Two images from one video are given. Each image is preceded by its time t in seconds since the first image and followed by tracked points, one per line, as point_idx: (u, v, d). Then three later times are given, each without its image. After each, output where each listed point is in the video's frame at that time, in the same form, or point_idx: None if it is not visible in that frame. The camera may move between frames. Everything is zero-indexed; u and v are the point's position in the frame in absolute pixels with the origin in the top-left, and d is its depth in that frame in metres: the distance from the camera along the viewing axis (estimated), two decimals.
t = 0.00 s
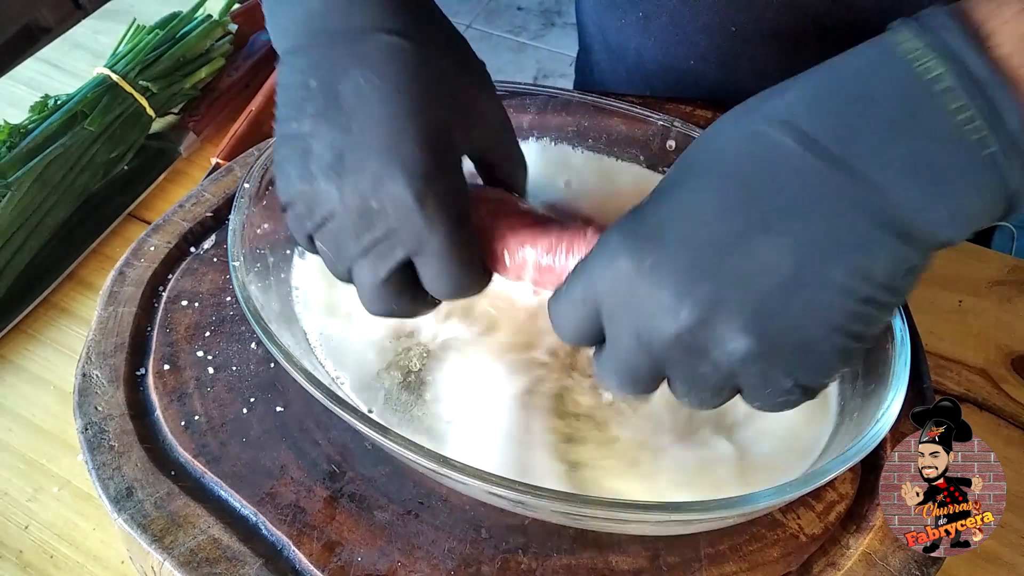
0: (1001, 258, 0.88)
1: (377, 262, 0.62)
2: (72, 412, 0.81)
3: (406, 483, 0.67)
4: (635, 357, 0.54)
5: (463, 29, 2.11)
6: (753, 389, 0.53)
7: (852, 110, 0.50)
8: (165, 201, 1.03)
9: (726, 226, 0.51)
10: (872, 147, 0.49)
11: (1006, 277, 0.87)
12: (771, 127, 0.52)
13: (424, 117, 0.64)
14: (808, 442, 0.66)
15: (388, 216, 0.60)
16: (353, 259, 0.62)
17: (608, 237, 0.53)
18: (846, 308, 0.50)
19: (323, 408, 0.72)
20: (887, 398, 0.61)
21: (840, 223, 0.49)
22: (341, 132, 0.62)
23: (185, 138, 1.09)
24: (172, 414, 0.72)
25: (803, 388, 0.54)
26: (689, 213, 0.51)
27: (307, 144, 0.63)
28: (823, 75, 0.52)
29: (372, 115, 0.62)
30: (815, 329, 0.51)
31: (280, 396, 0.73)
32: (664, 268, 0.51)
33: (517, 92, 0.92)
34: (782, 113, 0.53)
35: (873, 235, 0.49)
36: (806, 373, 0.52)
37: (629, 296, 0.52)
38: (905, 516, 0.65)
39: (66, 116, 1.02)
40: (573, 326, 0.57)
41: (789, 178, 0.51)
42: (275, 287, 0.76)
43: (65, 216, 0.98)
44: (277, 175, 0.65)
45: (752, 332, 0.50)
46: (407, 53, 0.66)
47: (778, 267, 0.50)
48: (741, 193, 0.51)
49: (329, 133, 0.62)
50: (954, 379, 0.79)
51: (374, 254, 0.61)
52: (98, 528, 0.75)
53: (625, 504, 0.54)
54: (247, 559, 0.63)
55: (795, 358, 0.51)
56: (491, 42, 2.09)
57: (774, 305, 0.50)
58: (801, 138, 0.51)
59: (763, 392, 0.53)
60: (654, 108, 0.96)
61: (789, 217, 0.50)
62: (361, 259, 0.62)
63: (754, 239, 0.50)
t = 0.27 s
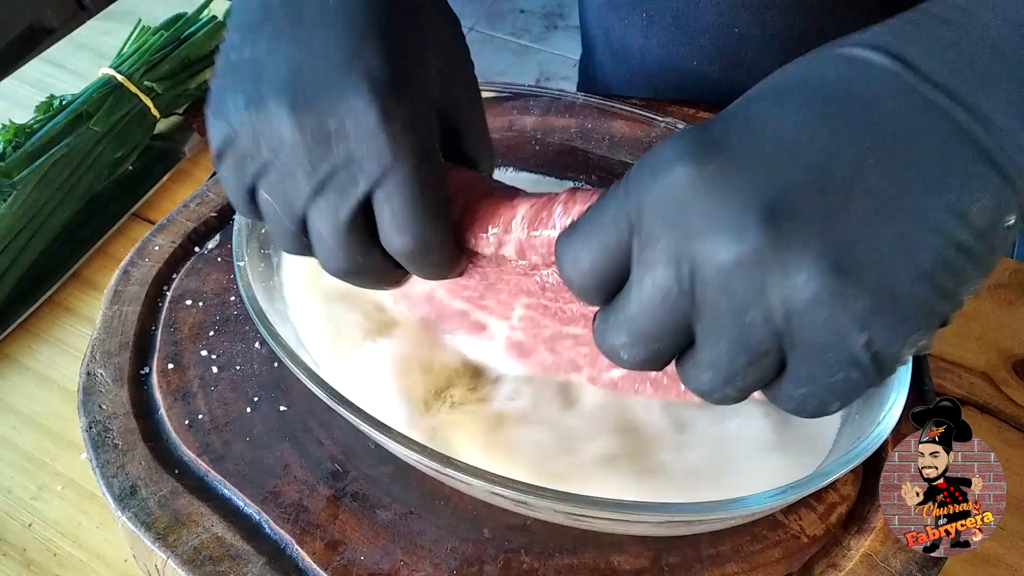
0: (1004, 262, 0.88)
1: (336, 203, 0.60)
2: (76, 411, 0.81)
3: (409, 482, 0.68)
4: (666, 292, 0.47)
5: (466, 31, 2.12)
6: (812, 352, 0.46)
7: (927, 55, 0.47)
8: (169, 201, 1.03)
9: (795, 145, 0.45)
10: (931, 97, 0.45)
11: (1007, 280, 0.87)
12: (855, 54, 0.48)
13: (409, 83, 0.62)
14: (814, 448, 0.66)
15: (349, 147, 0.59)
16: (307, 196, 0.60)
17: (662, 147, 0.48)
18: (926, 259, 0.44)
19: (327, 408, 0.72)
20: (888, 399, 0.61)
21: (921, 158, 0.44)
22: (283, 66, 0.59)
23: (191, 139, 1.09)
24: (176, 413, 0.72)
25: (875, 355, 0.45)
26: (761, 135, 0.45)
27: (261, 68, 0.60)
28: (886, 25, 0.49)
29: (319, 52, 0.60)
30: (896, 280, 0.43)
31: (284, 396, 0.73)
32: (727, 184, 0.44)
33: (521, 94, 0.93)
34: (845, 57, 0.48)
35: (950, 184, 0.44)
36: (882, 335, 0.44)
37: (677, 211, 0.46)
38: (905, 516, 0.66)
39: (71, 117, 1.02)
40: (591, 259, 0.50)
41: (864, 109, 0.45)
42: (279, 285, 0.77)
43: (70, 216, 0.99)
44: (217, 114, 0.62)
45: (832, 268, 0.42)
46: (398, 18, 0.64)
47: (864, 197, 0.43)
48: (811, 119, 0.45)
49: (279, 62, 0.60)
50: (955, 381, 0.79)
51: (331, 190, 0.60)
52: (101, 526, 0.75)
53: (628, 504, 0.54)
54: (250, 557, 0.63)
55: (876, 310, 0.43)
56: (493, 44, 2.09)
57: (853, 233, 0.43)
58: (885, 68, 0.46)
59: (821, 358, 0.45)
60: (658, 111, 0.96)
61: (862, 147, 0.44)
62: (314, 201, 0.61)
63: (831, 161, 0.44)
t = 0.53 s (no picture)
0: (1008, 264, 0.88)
1: (402, 190, 0.55)
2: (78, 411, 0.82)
3: (411, 482, 0.68)
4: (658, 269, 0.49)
5: (468, 32, 2.12)
6: (781, 322, 0.45)
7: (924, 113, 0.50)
8: (171, 201, 1.04)
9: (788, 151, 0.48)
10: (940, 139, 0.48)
11: (1009, 281, 0.87)
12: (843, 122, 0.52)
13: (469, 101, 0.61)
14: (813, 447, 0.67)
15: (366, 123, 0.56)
16: (370, 175, 0.55)
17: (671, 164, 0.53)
18: (902, 248, 0.44)
19: (328, 407, 0.72)
20: (890, 400, 0.61)
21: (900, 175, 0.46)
22: (339, 60, 0.57)
23: (193, 139, 1.10)
24: (178, 413, 0.72)
25: (840, 328, 0.43)
26: (761, 149, 0.49)
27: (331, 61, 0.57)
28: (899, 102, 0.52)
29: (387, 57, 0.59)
30: (860, 260, 0.43)
31: (286, 395, 0.73)
32: (717, 174, 0.49)
33: (523, 95, 0.93)
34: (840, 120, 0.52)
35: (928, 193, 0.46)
36: (846, 305, 0.43)
37: (672, 205, 0.50)
38: (905, 516, 0.66)
39: (74, 116, 1.02)
40: (601, 250, 0.55)
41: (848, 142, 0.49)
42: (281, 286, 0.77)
43: (72, 216, 0.99)
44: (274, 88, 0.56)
45: (799, 232, 0.44)
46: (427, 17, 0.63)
47: (851, 189, 0.46)
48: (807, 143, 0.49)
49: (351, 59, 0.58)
50: (957, 382, 0.79)
51: (405, 177, 0.55)
52: (103, 525, 0.75)
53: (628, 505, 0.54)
54: (252, 557, 0.63)
55: (836, 277, 0.43)
56: (496, 45, 2.09)
57: (831, 212, 0.45)
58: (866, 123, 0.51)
59: (783, 327, 0.45)
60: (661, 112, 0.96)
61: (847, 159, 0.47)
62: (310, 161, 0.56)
63: (817, 159, 0.47)
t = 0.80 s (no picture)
0: (1006, 264, 0.88)
1: (457, 179, 0.66)
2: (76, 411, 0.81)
3: (410, 482, 0.67)
4: (660, 247, 0.59)
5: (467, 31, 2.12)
6: (764, 283, 0.53)
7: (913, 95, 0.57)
8: (168, 201, 1.03)
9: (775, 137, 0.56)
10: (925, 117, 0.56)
11: (1008, 281, 0.87)
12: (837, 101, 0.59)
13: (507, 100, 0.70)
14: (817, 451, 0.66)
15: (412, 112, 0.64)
16: (433, 161, 0.65)
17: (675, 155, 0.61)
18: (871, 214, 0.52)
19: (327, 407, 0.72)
20: (889, 401, 0.61)
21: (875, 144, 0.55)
22: (397, 57, 0.64)
23: (191, 138, 1.09)
24: (176, 413, 0.72)
25: (815, 287, 0.51)
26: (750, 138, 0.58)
27: (394, 56, 0.64)
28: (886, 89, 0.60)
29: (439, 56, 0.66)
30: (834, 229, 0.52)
31: (284, 396, 0.73)
32: (708, 158, 0.56)
33: (522, 95, 0.92)
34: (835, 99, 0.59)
35: (903, 171, 0.54)
36: (821, 267, 0.51)
37: (674, 190, 0.57)
38: (905, 516, 0.66)
39: (73, 115, 1.02)
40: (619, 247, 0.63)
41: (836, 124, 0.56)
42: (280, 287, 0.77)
43: (71, 215, 0.99)
44: (342, 81, 0.63)
45: (774, 207, 0.52)
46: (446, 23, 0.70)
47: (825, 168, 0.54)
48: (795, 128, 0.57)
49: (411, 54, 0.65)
50: (956, 383, 0.79)
51: (459, 169, 0.66)
52: (101, 526, 0.75)
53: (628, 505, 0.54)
54: (250, 557, 0.63)
55: (812, 241, 0.51)
56: (495, 45, 2.09)
57: (804, 189, 0.53)
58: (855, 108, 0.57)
59: (764, 287, 0.53)
60: (660, 112, 0.96)
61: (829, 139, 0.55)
62: (372, 152, 0.65)
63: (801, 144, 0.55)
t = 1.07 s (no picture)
0: (1005, 265, 0.88)
1: (439, 145, 0.63)
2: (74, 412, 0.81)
3: (408, 483, 0.67)
4: (699, 269, 0.58)
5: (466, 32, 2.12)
6: (809, 314, 0.53)
7: (944, 71, 0.56)
8: (168, 202, 1.03)
9: (809, 143, 0.55)
10: (961, 103, 0.55)
11: (1008, 282, 0.87)
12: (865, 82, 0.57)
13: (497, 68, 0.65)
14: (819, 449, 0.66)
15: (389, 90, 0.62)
16: (417, 133, 0.62)
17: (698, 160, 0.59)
18: (914, 232, 0.52)
19: (326, 409, 0.72)
20: (889, 402, 0.61)
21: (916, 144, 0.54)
22: (371, 25, 0.62)
23: (190, 138, 1.09)
24: (175, 414, 0.72)
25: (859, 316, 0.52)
26: (778, 138, 0.56)
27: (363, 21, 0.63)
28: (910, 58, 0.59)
29: (415, 21, 0.63)
30: (875, 250, 0.52)
31: (283, 397, 0.73)
32: (738, 176, 0.55)
33: (520, 96, 0.91)
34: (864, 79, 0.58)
35: (944, 175, 0.53)
36: (866, 300, 0.51)
37: (705, 211, 0.56)
38: (905, 516, 0.66)
39: (71, 116, 1.02)
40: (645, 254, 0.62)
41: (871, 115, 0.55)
42: (279, 288, 0.77)
43: (69, 216, 0.98)
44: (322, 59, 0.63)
45: (817, 237, 0.51)
46: None
47: (862, 181, 0.53)
48: (820, 125, 0.56)
49: (386, 22, 0.62)
50: (956, 383, 0.79)
51: (441, 133, 0.62)
52: (99, 527, 0.75)
53: (627, 507, 0.54)
54: (249, 559, 0.63)
55: (858, 274, 0.51)
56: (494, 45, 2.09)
57: (843, 213, 0.52)
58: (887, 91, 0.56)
59: (809, 317, 0.53)
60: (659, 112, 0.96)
61: (863, 140, 0.54)
62: (358, 137, 0.64)
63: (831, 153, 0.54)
